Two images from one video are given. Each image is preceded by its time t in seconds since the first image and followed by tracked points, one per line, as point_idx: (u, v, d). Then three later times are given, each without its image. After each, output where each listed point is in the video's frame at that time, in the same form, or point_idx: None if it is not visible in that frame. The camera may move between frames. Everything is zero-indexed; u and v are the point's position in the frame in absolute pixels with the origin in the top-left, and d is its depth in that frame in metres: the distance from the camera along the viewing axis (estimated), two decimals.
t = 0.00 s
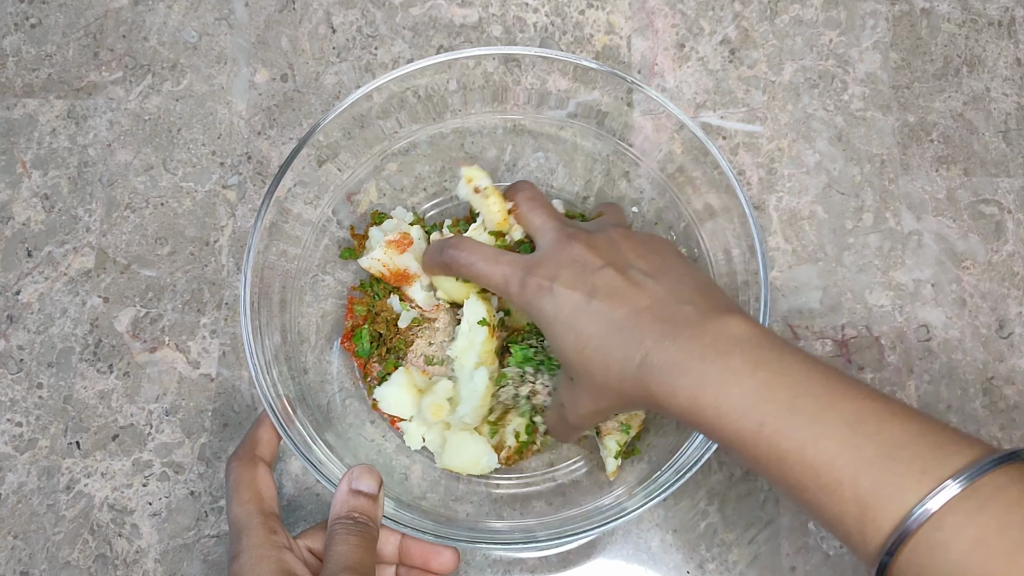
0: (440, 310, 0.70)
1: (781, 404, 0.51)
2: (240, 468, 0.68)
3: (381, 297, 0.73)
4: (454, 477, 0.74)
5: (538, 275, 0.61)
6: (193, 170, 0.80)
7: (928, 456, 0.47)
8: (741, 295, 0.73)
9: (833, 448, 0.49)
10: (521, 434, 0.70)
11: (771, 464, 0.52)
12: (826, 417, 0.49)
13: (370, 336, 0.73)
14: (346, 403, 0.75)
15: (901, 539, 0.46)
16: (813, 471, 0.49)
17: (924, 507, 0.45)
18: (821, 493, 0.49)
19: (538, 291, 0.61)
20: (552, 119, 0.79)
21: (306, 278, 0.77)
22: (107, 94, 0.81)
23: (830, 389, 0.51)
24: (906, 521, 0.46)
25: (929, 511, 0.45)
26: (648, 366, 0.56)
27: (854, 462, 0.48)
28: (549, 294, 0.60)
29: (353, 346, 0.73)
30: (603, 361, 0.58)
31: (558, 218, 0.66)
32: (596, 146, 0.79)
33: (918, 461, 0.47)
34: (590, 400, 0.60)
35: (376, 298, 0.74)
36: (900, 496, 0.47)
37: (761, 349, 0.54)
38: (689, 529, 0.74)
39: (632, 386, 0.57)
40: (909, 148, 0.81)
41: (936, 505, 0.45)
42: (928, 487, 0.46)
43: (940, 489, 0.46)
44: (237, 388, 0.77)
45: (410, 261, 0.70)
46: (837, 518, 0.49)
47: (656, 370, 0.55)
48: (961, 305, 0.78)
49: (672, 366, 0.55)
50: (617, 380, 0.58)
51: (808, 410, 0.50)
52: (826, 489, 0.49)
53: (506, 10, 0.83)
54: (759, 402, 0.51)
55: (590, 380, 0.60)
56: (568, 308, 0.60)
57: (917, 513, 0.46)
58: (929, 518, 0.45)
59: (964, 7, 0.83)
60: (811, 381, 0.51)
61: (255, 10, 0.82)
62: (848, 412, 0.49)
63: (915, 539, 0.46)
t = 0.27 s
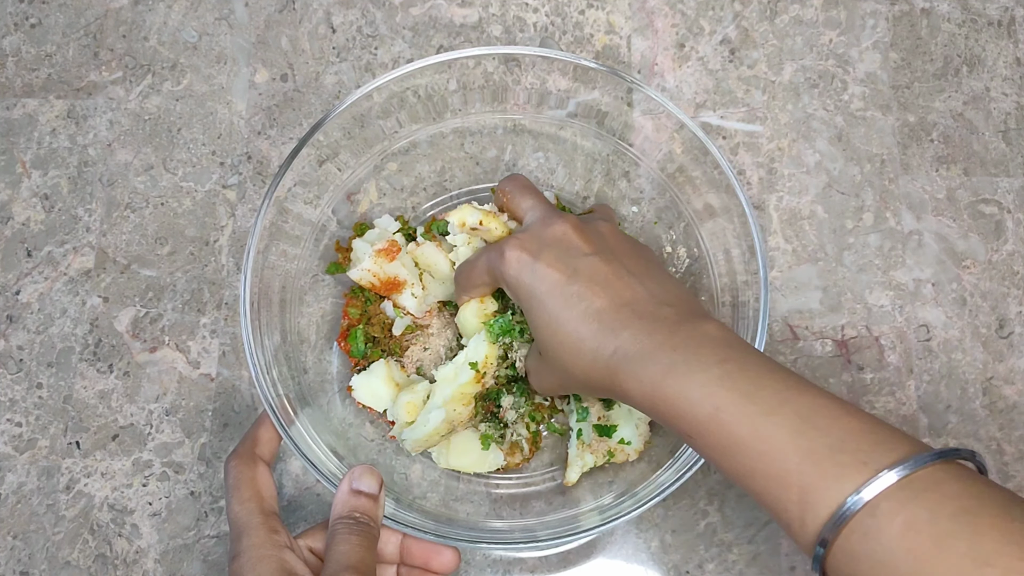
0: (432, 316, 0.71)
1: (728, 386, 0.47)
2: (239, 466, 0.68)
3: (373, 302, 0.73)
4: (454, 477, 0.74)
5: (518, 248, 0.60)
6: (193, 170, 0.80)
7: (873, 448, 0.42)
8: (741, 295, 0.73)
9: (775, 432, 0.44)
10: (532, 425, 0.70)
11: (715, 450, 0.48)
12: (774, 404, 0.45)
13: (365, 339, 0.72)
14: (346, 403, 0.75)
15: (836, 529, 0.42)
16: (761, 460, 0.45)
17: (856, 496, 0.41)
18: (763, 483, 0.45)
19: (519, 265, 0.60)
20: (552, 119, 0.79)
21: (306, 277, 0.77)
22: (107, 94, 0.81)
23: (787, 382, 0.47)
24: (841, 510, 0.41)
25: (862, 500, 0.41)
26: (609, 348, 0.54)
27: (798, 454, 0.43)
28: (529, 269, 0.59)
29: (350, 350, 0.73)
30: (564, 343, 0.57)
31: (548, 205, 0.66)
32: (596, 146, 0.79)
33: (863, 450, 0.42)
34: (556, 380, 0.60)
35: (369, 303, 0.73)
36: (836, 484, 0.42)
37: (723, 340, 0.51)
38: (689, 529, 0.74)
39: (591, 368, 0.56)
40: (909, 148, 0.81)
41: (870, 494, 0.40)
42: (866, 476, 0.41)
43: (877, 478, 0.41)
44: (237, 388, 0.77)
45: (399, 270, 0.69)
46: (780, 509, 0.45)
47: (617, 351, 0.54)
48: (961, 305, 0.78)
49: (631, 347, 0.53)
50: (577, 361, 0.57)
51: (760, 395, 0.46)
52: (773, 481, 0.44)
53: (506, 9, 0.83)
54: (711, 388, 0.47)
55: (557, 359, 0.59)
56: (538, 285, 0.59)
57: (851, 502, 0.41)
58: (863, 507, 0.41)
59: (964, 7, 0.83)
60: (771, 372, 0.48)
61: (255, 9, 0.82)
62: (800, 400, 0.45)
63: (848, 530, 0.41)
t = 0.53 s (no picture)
0: (432, 318, 0.71)
1: (708, 368, 0.47)
2: (239, 466, 0.68)
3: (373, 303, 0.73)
4: (454, 477, 0.74)
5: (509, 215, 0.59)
6: (193, 170, 0.80)
7: (848, 427, 0.42)
8: (741, 294, 0.73)
9: (750, 410, 0.45)
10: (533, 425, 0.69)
11: (693, 428, 0.48)
12: (754, 384, 0.45)
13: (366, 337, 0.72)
14: (346, 403, 0.75)
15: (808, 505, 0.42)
16: (739, 440, 0.45)
17: (830, 471, 0.41)
18: (741, 463, 0.45)
19: (511, 237, 0.58)
20: (552, 119, 0.79)
21: (306, 277, 0.77)
22: (107, 94, 0.81)
23: (768, 364, 0.47)
24: (814, 485, 0.41)
25: (835, 476, 0.41)
26: (600, 328, 0.55)
27: (772, 433, 0.43)
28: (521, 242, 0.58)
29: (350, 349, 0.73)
30: (554, 324, 0.58)
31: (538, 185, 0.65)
32: (596, 146, 0.79)
33: (837, 429, 0.42)
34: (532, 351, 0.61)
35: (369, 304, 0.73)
36: (808, 461, 0.42)
37: (709, 323, 0.51)
38: (689, 529, 0.74)
39: (583, 347, 0.57)
40: (909, 147, 0.81)
41: (843, 469, 0.40)
42: (839, 453, 0.41)
43: (850, 453, 0.41)
44: (237, 387, 0.77)
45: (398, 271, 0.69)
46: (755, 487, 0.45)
47: (608, 334, 0.54)
48: (961, 305, 0.78)
49: (619, 329, 0.54)
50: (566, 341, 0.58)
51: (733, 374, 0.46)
52: (750, 459, 0.45)
53: (506, 9, 0.83)
54: (692, 370, 0.48)
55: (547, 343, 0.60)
56: (527, 262, 0.58)
57: (824, 479, 0.41)
58: (836, 481, 0.41)
59: (964, 7, 0.83)
60: (753, 354, 0.48)
61: (255, 9, 0.82)
62: (774, 379, 0.45)
63: (820, 506, 0.42)
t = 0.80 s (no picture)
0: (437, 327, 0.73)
1: (686, 432, 0.47)
2: (244, 440, 0.68)
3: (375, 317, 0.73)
4: (454, 477, 0.74)
5: (478, 313, 0.64)
6: (193, 170, 0.80)
7: (840, 488, 0.42)
8: (740, 294, 0.73)
9: (742, 478, 0.44)
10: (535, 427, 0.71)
11: (686, 495, 0.47)
12: (731, 445, 0.46)
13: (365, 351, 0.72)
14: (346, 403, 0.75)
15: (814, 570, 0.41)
16: (732, 511, 0.45)
17: (832, 535, 0.40)
18: (743, 535, 0.45)
19: (481, 326, 0.63)
20: (552, 118, 0.79)
21: (306, 277, 0.77)
22: (107, 94, 0.81)
23: (744, 423, 0.47)
24: (815, 553, 0.41)
25: (837, 539, 0.40)
26: (579, 397, 0.55)
27: (762, 494, 0.43)
28: (490, 330, 0.62)
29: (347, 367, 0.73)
30: (533, 392, 0.58)
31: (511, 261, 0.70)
32: (596, 146, 0.79)
33: (829, 492, 0.42)
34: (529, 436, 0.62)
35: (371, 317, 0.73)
36: (807, 528, 0.42)
37: (688, 384, 0.51)
38: (689, 529, 0.75)
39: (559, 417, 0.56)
40: (909, 147, 0.81)
41: (846, 532, 0.40)
42: (834, 517, 0.41)
43: (849, 515, 0.41)
44: (237, 387, 0.77)
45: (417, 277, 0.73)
46: (756, 553, 0.44)
47: (581, 405, 0.54)
48: (960, 305, 0.78)
49: (592, 399, 0.54)
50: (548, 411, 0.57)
51: (721, 437, 0.46)
52: (745, 531, 0.44)
53: (506, 9, 0.83)
54: (673, 440, 0.47)
55: (524, 414, 0.60)
56: (502, 345, 0.61)
57: (825, 544, 0.41)
58: (840, 545, 0.40)
59: (964, 7, 0.83)
60: (722, 410, 0.48)
61: (255, 9, 0.82)
62: (760, 443, 0.46)
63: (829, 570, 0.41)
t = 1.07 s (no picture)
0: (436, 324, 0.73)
1: (690, 393, 0.47)
2: (244, 441, 0.68)
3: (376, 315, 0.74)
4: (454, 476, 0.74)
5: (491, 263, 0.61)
6: (193, 170, 0.80)
7: (836, 448, 0.42)
8: (741, 294, 0.73)
9: (743, 437, 0.44)
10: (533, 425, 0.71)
11: (684, 454, 0.48)
12: (734, 406, 0.46)
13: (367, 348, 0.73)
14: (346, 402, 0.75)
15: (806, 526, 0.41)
16: (729, 467, 0.45)
17: (822, 492, 0.40)
18: (738, 494, 0.45)
19: (490, 278, 0.60)
20: (552, 118, 0.79)
21: (306, 277, 0.77)
22: (107, 94, 0.81)
23: (749, 386, 0.47)
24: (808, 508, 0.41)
25: (829, 496, 0.40)
26: (590, 364, 0.55)
27: (762, 455, 0.43)
28: (501, 281, 0.60)
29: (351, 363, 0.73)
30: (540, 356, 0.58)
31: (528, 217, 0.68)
32: (597, 145, 0.79)
33: (826, 450, 0.42)
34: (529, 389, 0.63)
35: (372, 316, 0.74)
36: (800, 484, 0.42)
37: (702, 355, 0.51)
38: (690, 529, 0.74)
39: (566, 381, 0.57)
40: (909, 147, 0.81)
41: (836, 489, 0.40)
42: (829, 474, 0.41)
43: (842, 472, 0.41)
44: (237, 387, 0.76)
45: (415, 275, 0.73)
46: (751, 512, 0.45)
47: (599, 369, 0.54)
48: (961, 305, 0.78)
49: (611, 364, 0.54)
50: (558, 378, 0.58)
51: (726, 397, 0.46)
52: (741, 487, 0.44)
53: (506, 9, 0.83)
54: (677, 399, 0.47)
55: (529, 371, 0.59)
56: (511, 301, 0.59)
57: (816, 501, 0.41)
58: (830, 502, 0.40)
59: (964, 7, 0.83)
60: (734, 375, 0.48)
61: (255, 9, 0.82)
62: (764, 404, 0.45)
63: (818, 528, 0.41)
